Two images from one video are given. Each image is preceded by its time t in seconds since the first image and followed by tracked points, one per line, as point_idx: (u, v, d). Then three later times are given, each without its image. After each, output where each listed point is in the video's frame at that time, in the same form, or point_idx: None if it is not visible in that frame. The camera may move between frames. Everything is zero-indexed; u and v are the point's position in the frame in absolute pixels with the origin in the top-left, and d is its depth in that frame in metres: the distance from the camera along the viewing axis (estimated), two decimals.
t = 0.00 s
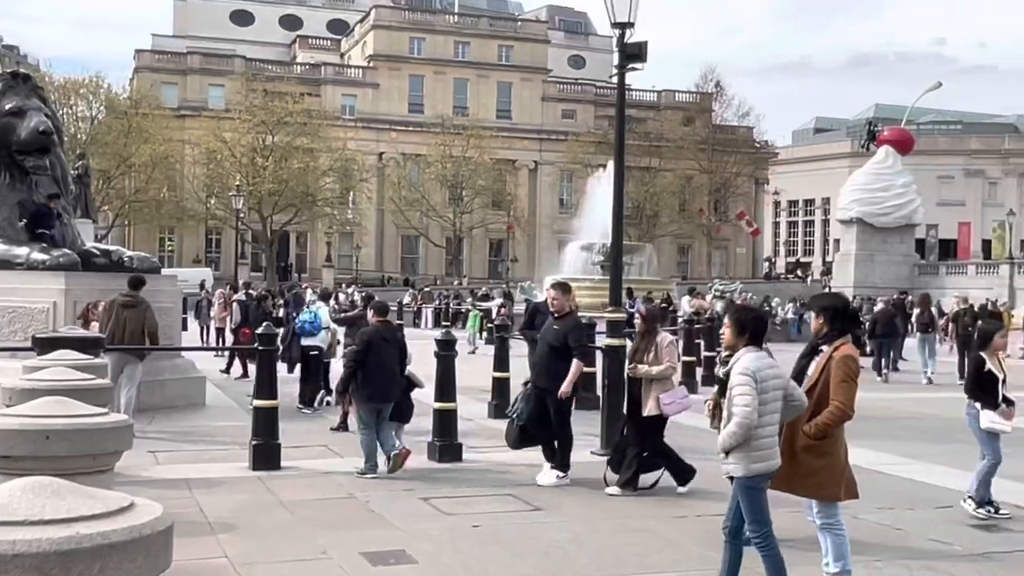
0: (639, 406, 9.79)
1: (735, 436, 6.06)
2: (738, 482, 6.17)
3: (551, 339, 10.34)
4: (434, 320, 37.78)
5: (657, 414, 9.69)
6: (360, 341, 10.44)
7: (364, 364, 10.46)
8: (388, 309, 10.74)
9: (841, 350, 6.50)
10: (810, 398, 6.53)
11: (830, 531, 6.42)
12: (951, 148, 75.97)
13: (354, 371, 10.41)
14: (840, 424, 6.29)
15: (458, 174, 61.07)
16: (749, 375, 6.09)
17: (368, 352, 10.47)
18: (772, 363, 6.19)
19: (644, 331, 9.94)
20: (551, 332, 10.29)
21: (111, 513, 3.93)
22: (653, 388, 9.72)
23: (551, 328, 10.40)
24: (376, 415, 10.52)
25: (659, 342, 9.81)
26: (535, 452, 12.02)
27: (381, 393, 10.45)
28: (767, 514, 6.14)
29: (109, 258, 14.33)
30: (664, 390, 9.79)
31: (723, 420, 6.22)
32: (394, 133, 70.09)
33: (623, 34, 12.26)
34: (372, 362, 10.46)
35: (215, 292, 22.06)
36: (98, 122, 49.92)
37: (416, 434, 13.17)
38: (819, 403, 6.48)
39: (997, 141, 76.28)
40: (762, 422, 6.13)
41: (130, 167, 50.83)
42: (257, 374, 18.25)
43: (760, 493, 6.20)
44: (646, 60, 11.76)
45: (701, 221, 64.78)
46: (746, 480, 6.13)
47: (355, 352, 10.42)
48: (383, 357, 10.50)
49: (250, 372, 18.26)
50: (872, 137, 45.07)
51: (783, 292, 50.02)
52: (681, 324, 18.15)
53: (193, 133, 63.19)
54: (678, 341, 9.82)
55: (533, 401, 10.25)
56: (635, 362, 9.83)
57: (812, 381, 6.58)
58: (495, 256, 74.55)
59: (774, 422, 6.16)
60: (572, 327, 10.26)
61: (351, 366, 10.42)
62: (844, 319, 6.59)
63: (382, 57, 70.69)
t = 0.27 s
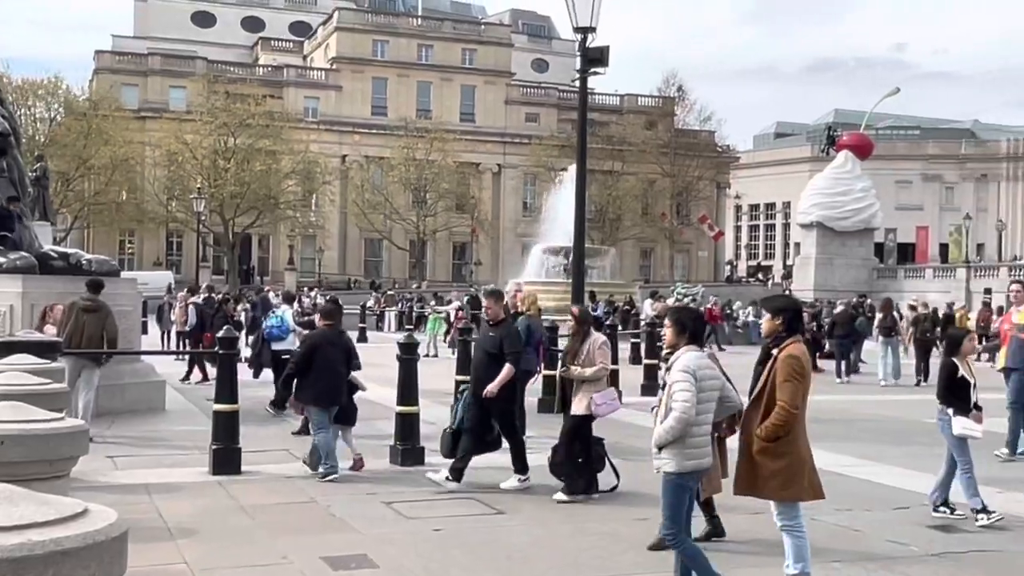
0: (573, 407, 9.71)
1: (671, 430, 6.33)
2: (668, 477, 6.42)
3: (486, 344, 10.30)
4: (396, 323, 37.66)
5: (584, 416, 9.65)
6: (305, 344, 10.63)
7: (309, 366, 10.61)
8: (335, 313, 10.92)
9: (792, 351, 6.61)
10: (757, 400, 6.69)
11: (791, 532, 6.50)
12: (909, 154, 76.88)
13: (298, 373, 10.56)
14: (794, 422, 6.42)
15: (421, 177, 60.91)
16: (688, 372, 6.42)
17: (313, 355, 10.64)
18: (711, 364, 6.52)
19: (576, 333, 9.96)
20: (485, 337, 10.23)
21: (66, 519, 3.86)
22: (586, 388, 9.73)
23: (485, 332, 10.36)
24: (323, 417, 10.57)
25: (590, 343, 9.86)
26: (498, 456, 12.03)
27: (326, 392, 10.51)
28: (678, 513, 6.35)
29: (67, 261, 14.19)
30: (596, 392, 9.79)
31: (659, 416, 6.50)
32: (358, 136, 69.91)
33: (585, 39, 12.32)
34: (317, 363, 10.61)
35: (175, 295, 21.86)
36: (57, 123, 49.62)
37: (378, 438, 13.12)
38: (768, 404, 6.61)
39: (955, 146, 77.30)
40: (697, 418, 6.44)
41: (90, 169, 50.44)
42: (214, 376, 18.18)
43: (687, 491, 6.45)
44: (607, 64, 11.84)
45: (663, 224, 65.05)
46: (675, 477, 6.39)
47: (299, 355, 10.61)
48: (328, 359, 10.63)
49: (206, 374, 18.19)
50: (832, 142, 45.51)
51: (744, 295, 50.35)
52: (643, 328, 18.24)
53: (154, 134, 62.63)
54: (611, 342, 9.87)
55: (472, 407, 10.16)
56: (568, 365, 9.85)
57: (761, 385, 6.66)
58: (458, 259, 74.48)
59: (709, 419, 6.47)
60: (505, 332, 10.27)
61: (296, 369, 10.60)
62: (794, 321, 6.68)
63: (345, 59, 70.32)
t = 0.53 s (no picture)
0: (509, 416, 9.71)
1: (615, 432, 6.32)
2: (610, 478, 6.43)
3: (420, 346, 9.92)
4: (362, 327, 37.50)
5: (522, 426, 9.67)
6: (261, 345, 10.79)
7: (264, 367, 10.79)
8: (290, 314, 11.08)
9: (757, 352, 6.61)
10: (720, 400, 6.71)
11: (756, 534, 6.61)
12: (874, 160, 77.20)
13: (254, 374, 10.73)
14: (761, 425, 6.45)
15: (389, 180, 60.68)
16: (632, 375, 6.37)
17: (268, 356, 10.81)
18: (656, 367, 6.47)
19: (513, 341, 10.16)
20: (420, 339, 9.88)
21: (22, 527, 3.78)
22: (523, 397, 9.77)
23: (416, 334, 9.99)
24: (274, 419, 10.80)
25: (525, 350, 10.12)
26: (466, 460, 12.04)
27: (279, 396, 10.76)
28: (611, 512, 6.38)
29: (30, 265, 14.43)
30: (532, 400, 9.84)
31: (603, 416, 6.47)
32: (325, 139, 70.01)
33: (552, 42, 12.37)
34: (271, 365, 10.80)
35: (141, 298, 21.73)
36: (19, 125, 50.03)
37: (345, 443, 13.09)
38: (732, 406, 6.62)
39: (919, 151, 78.06)
40: (641, 422, 6.41)
41: (54, 172, 50.51)
42: (178, 381, 18.07)
43: (629, 490, 6.46)
44: (573, 69, 11.87)
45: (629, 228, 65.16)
46: (616, 476, 6.40)
47: (256, 355, 10.76)
48: (283, 361, 10.82)
49: (171, 379, 18.08)
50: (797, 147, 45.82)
51: (711, 299, 50.55)
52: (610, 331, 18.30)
53: (119, 137, 62.06)
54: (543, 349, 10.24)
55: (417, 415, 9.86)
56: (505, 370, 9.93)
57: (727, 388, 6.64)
58: (426, 263, 74.27)
59: (653, 422, 6.45)
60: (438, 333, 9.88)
61: (252, 368, 10.76)
62: (760, 324, 6.64)
63: (312, 62, 69.88)
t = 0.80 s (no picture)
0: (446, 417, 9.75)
1: (555, 436, 6.38)
2: (555, 482, 6.47)
3: (365, 351, 9.82)
4: (333, 330, 37.36)
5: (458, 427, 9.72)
6: (216, 350, 10.77)
7: (220, 372, 10.78)
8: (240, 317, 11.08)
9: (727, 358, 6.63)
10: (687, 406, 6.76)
11: (723, 537, 6.62)
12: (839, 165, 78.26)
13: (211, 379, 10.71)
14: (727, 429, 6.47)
15: (361, 184, 60.51)
16: (568, 383, 6.46)
17: (223, 360, 10.81)
18: (599, 373, 6.53)
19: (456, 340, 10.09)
20: (365, 343, 9.79)
21: None
22: (460, 398, 9.73)
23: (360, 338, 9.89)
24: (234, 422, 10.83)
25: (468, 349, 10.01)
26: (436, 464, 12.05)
27: (237, 399, 10.78)
28: (556, 517, 6.42)
29: None
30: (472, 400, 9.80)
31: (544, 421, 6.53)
32: (297, 143, 69.52)
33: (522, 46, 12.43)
34: (228, 369, 10.80)
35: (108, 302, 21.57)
36: None
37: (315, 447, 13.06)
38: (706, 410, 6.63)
39: (887, 156, 78.74)
40: (579, 428, 6.47)
41: (21, 174, 49.85)
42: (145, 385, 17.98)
43: (574, 495, 6.49)
44: (544, 74, 11.92)
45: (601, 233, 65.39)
46: (558, 481, 6.45)
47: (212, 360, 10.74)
48: (239, 365, 10.85)
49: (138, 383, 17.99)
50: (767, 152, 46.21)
51: (680, 302, 50.87)
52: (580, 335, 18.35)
53: (89, 140, 61.53)
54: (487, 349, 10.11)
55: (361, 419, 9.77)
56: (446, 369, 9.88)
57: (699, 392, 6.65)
58: (398, 267, 74.09)
59: (593, 428, 6.50)
60: (386, 336, 9.85)
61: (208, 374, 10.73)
62: (726, 330, 6.68)
63: (283, 65, 69.35)
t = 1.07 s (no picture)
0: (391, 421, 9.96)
1: (498, 433, 6.89)
2: (502, 476, 6.95)
3: (316, 357, 10.03)
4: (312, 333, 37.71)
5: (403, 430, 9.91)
6: (180, 354, 11.44)
7: (183, 374, 11.51)
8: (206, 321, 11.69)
9: (688, 359, 7.14)
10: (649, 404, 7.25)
11: (673, 529, 7.12)
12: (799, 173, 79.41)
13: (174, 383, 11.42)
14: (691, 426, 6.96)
15: (341, 191, 60.95)
16: (512, 382, 6.98)
17: (186, 363, 11.50)
18: (540, 373, 7.06)
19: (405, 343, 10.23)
20: (316, 349, 9.98)
21: None
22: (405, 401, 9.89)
23: (311, 344, 10.10)
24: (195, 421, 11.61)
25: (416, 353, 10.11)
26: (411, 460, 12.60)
27: (199, 401, 11.55)
28: (508, 509, 6.88)
29: None
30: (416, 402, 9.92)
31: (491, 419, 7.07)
32: (280, 151, 69.66)
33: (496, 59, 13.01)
34: (190, 372, 11.52)
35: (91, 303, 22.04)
36: None
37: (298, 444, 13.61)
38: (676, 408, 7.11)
39: (856, 164, 79.98)
40: (521, 425, 6.97)
41: (12, 181, 49.77)
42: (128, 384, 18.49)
43: (523, 487, 6.97)
44: (517, 87, 12.47)
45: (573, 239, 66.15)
46: (507, 475, 6.92)
47: (175, 364, 11.44)
48: (201, 368, 11.56)
49: (122, 381, 18.49)
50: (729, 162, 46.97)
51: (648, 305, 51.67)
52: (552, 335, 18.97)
53: (76, 148, 61.59)
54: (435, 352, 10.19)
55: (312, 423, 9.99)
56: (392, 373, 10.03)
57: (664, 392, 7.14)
58: (377, 270, 74.60)
59: (535, 425, 7.00)
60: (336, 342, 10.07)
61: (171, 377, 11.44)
62: (683, 334, 7.19)
63: (266, 76, 69.13)
